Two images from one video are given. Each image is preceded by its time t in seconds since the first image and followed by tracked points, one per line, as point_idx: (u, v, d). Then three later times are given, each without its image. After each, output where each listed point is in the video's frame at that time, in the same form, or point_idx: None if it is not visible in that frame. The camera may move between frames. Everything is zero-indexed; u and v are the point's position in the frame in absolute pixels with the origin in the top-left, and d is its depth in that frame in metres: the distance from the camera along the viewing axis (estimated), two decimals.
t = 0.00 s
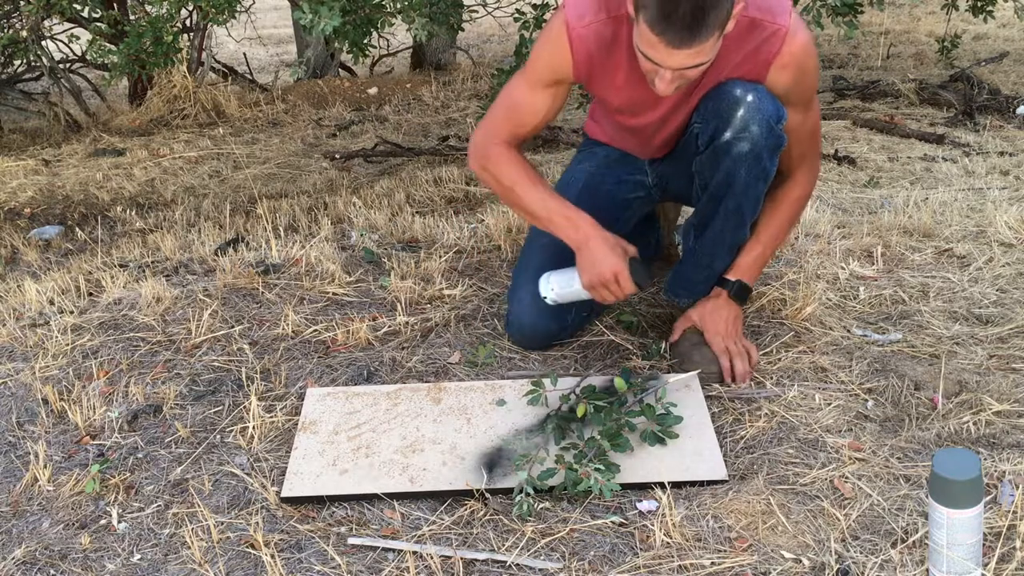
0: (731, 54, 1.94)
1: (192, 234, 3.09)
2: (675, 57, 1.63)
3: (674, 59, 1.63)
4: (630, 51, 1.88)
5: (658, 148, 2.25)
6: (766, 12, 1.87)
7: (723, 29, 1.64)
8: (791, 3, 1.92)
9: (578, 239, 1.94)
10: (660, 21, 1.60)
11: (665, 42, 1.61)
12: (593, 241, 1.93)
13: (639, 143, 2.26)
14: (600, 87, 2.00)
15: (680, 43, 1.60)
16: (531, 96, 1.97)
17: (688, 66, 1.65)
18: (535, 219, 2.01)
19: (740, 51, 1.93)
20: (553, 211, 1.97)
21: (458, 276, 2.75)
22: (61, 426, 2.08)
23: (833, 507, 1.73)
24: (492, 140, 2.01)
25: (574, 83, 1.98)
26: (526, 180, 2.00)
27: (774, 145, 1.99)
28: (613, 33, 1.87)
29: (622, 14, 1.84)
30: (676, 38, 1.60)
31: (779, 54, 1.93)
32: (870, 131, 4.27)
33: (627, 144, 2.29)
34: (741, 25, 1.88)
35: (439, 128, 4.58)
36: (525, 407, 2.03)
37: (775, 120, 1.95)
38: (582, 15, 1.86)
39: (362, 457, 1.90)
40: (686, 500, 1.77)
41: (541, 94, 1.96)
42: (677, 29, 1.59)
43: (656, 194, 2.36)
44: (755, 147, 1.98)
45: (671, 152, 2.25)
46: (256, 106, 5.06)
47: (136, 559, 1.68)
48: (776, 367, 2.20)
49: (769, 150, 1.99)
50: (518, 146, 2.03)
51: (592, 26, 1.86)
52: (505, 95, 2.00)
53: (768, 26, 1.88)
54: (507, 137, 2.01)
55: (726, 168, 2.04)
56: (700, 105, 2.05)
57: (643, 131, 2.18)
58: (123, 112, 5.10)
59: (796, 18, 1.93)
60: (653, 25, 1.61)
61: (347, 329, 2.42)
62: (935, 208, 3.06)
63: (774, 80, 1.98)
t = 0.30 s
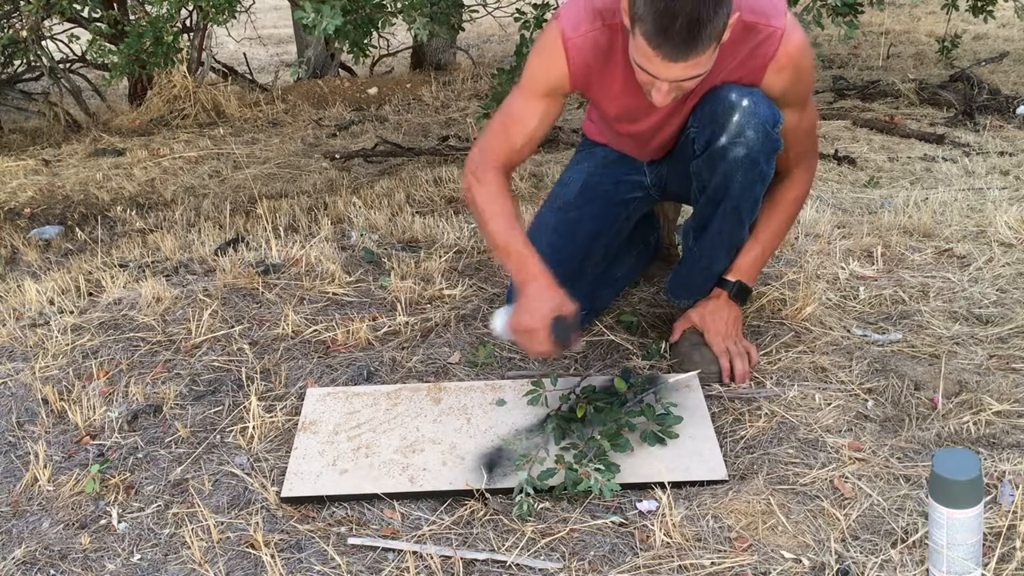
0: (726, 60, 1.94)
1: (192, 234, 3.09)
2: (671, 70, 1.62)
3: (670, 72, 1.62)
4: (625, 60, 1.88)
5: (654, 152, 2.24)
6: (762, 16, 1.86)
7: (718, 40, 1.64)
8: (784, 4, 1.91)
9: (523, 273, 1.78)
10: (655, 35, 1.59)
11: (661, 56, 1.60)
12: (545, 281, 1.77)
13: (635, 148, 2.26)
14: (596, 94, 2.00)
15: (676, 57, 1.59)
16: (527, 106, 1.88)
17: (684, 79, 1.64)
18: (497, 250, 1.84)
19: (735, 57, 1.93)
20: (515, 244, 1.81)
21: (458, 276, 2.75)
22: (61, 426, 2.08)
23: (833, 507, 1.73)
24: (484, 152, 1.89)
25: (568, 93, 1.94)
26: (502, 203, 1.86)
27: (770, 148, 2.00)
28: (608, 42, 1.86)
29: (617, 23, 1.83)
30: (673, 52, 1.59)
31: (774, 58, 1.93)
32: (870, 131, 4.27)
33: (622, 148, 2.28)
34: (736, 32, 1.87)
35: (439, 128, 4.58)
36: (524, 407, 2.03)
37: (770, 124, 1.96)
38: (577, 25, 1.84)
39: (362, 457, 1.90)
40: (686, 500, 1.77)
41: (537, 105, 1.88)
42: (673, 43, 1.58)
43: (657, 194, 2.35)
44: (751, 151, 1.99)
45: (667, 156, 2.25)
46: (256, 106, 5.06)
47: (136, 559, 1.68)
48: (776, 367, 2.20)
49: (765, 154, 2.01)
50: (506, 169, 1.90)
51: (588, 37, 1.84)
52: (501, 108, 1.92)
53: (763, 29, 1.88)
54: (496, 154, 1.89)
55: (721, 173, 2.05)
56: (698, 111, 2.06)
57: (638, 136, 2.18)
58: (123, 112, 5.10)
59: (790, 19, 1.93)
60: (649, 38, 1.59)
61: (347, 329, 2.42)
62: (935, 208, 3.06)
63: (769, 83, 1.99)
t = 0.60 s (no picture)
0: (730, 57, 1.95)
1: (192, 234, 3.09)
2: (682, 71, 1.61)
3: (680, 74, 1.61)
4: (629, 60, 1.87)
5: (654, 149, 2.24)
6: (763, 12, 1.88)
7: (728, 39, 1.63)
8: None
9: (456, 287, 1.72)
10: (666, 36, 1.58)
11: (671, 57, 1.59)
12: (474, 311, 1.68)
13: (635, 148, 2.25)
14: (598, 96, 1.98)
15: (687, 57, 1.58)
16: (518, 108, 1.86)
17: (694, 79, 1.63)
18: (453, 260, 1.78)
19: (739, 53, 1.94)
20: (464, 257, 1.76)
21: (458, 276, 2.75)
22: (61, 426, 2.08)
23: (833, 507, 1.73)
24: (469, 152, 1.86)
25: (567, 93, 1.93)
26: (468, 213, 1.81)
27: (778, 141, 2.00)
28: (610, 45, 1.86)
29: (618, 25, 1.83)
30: (683, 53, 1.58)
31: (777, 51, 1.94)
32: (870, 131, 4.27)
33: (622, 147, 2.28)
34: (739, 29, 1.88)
35: (439, 128, 4.58)
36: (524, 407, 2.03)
37: (780, 117, 1.96)
38: (579, 30, 1.84)
39: (362, 457, 1.90)
40: (686, 500, 1.77)
41: (528, 108, 1.86)
42: (685, 44, 1.57)
43: (655, 189, 2.35)
44: (760, 145, 1.99)
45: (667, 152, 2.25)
46: (256, 106, 5.06)
47: (136, 559, 1.68)
48: (776, 367, 2.20)
49: (773, 147, 2.01)
50: (486, 172, 1.87)
51: (590, 40, 1.84)
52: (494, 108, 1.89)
53: (764, 25, 1.89)
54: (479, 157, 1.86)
55: (730, 167, 2.04)
56: (704, 105, 2.05)
57: (639, 137, 2.17)
58: (123, 112, 5.10)
59: (789, 13, 1.95)
60: (659, 39, 1.58)
61: (347, 329, 2.42)
62: (935, 208, 3.06)
63: (773, 77, 2.00)
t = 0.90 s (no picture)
0: (734, 56, 1.95)
1: (192, 234, 3.09)
2: (688, 66, 1.60)
3: (687, 68, 1.60)
4: (631, 57, 1.87)
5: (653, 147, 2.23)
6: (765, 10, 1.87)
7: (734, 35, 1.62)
8: None
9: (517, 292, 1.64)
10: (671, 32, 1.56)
11: (678, 52, 1.57)
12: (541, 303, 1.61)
13: (636, 149, 2.24)
14: (600, 94, 1.97)
15: (694, 53, 1.57)
16: (527, 110, 1.79)
17: (700, 75, 1.62)
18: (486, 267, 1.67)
19: (742, 52, 1.94)
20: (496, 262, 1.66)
21: (458, 276, 2.75)
22: (61, 426, 2.08)
23: (833, 507, 1.73)
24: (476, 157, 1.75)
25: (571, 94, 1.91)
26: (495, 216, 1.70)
27: (781, 140, 2.01)
28: (612, 43, 1.85)
29: (620, 23, 1.83)
30: (690, 49, 1.56)
31: (779, 50, 1.94)
32: (870, 131, 4.27)
33: (622, 148, 2.27)
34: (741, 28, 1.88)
35: (439, 128, 4.59)
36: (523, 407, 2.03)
37: (783, 117, 1.98)
38: (582, 27, 1.83)
39: (362, 457, 1.90)
40: (686, 500, 1.77)
41: (537, 109, 1.80)
42: (691, 39, 1.55)
43: (656, 189, 2.33)
44: (765, 144, 2.00)
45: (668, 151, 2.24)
46: (255, 106, 5.06)
47: (136, 559, 1.68)
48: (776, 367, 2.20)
49: (777, 146, 2.02)
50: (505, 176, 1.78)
51: (594, 37, 1.83)
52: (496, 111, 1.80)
53: (766, 23, 1.88)
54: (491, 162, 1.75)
55: (734, 169, 2.04)
56: (709, 104, 2.06)
57: (641, 136, 2.16)
58: (123, 112, 5.10)
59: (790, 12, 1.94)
60: (665, 35, 1.57)
61: (347, 329, 2.42)
62: (935, 207, 3.06)
63: (776, 75, 2.00)
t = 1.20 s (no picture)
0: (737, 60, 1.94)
1: (192, 234, 3.09)
2: (692, 79, 1.60)
3: (689, 81, 1.60)
4: (633, 63, 1.86)
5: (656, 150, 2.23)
6: (769, 17, 1.88)
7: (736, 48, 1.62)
8: (785, 3, 1.93)
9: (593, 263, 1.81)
10: (675, 45, 1.56)
11: (681, 66, 1.58)
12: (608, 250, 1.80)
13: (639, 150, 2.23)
14: (602, 99, 1.97)
15: (699, 65, 1.57)
16: (529, 116, 1.83)
17: (704, 86, 1.62)
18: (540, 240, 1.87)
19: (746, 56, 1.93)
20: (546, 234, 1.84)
21: (458, 276, 2.75)
22: (61, 426, 2.08)
23: (833, 507, 1.73)
24: (486, 160, 1.86)
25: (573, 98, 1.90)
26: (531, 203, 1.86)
27: (785, 143, 2.01)
28: (614, 49, 1.84)
29: (622, 29, 1.81)
30: (692, 63, 1.57)
31: (784, 55, 1.94)
32: (870, 131, 4.27)
33: (625, 148, 2.26)
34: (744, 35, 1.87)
35: (439, 128, 4.58)
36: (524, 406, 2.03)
37: (787, 121, 1.98)
38: (583, 33, 1.81)
39: (362, 457, 1.90)
40: (686, 500, 1.77)
41: (539, 114, 1.83)
42: (695, 52, 1.55)
43: (657, 190, 2.33)
44: (769, 147, 1.99)
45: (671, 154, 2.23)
46: (256, 106, 5.06)
47: (136, 559, 1.68)
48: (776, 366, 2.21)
49: (780, 150, 2.02)
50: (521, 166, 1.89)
51: (595, 43, 1.81)
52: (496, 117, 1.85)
53: (770, 30, 1.89)
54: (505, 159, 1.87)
55: (738, 172, 2.03)
56: (713, 108, 2.06)
57: (645, 139, 2.16)
58: (123, 112, 5.10)
59: (793, 18, 1.94)
60: (669, 48, 1.57)
61: (347, 329, 2.42)
62: (935, 208, 3.06)
63: (782, 80, 2.00)
